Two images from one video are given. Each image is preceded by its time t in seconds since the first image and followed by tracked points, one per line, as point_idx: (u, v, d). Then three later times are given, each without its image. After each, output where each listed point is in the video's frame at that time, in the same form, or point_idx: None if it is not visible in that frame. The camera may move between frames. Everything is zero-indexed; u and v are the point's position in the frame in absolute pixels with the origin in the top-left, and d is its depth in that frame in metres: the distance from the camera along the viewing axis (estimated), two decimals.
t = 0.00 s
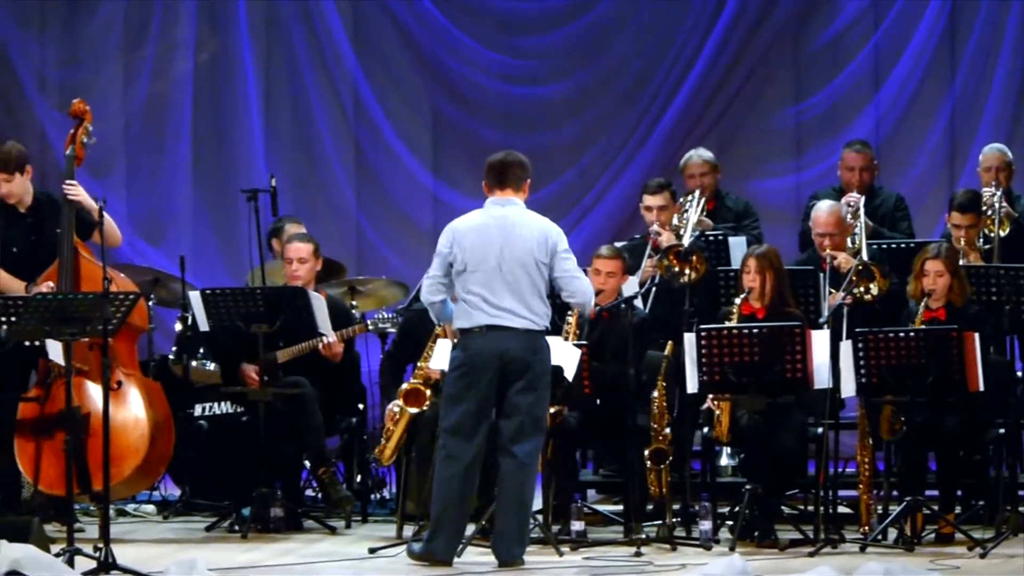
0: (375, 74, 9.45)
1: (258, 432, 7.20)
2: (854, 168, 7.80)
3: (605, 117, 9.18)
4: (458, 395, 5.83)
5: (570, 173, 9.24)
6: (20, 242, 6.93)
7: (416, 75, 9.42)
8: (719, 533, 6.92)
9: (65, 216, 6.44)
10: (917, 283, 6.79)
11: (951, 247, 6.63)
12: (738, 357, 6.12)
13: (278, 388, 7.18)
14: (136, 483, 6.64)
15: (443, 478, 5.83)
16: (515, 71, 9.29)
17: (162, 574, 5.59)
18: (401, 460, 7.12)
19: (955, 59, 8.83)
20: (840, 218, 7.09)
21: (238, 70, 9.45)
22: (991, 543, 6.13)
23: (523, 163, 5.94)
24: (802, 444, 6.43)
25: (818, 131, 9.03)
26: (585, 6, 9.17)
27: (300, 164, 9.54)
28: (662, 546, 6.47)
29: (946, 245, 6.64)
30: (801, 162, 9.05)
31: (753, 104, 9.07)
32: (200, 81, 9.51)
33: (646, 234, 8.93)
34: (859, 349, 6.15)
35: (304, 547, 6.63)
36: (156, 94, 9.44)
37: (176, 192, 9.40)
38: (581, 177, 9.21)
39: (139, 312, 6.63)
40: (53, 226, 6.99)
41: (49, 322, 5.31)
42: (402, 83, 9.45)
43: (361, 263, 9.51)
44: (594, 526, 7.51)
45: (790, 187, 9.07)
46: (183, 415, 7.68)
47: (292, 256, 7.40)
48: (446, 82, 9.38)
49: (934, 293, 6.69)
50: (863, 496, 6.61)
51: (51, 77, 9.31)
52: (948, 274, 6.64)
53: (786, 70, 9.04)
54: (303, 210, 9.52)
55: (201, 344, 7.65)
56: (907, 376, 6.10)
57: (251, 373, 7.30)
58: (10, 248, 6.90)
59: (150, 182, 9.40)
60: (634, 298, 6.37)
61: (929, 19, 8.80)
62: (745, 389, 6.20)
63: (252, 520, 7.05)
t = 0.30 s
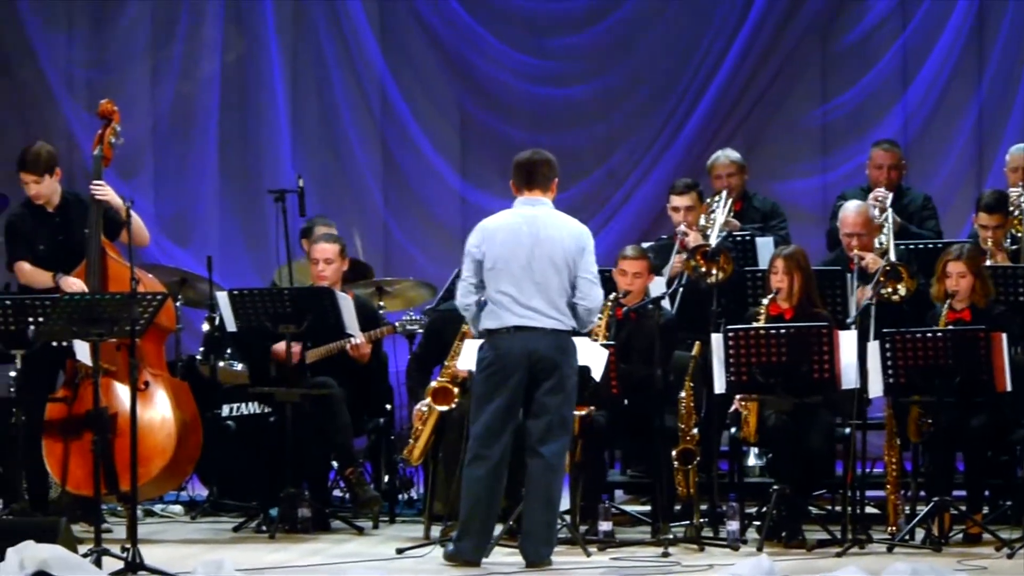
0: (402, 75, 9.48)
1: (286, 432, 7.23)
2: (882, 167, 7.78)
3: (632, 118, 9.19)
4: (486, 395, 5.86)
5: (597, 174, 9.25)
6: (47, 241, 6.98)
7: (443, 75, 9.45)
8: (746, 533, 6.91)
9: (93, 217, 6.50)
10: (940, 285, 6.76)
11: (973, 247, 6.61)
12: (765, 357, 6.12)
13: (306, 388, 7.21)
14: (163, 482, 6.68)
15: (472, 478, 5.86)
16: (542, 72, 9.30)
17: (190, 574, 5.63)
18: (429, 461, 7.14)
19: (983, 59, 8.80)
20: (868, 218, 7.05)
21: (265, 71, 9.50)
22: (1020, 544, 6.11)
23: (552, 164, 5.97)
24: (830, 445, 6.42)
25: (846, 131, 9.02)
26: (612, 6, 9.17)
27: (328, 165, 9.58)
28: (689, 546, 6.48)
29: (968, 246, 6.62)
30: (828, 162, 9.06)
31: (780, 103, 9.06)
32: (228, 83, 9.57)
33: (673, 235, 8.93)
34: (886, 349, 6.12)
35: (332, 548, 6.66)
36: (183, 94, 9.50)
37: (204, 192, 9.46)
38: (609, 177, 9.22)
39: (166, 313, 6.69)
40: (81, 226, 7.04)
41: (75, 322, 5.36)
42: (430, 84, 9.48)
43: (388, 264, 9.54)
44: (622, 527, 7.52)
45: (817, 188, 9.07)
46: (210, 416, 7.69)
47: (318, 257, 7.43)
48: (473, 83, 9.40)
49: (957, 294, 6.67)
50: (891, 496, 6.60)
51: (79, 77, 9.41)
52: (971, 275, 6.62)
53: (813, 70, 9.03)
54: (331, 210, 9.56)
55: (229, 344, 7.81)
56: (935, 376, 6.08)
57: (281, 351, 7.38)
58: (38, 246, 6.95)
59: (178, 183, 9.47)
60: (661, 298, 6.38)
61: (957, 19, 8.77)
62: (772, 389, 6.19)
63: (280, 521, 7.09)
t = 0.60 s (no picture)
0: (420, 74, 9.50)
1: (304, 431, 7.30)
2: (899, 166, 7.76)
3: (649, 117, 9.19)
4: (504, 394, 5.88)
5: (614, 173, 9.26)
6: (65, 241, 7.03)
7: (461, 75, 9.46)
8: (764, 533, 6.91)
9: (110, 215, 6.52)
10: (956, 282, 6.75)
11: (988, 245, 6.58)
12: (782, 356, 6.11)
13: (323, 387, 7.24)
14: (180, 481, 6.70)
15: (489, 477, 5.88)
16: (560, 71, 9.30)
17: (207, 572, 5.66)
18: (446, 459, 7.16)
19: (1000, 57, 8.78)
20: (885, 217, 7.07)
21: (283, 71, 9.53)
22: None
23: (567, 161, 5.99)
24: (848, 444, 6.41)
25: (863, 130, 9.00)
26: (629, 5, 9.17)
27: (346, 164, 9.61)
28: (706, 545, 6.48)
29: (982, 244, 6.59)
30: (845, 160, 9.04)
31: (797, 102, 9.06)
32: (245, 82, 9.61)
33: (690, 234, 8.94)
34: (903, 348, 6.11)
35: (350, 547, 6.68)
36: (201, 93, 9.55)
37: (222, 191, 9.51)
38: (626, 176, 9.23)
39: (183, 312, 6.73)
40: (99, 226, 7.08)
41: (92, 322, 5.38)
42: (448, 84, 9.49)
43: (406, 263, 9.57)
44: (639, 525, 7.53)
45: (835, 187, 9.06)
46: (226, 415, 7.66)
47: (336, 255, 7.44)
48: (491, 82, 9.41)
49: (973, 290, 6.65)
50: (908, 495, 6.58)
51: (96, 75, 9.56)
52: (985, 271, 6.60)
53: (831, 69, 9.01)
54: (348, 210, 9.60)
55: (246, 343, 7.77)
56: (952, 376, 6.06)
57: (296, 372, 7.44)
58: (56, 247, 7.00)
59: (195, 181, 9.53)
60: (679, 297, 6.37)
61: (975, 17, 8.75)
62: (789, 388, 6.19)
63: (297, 519, 7.11)
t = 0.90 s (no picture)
0: (439, 76, 9.52)
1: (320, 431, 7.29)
2: (916, 167, 7.75)
3: (667, 118, 9.20)
4: (520, 396, 5.90)
5: (633, 174, 9.27)
6: (85, 241, 7.05)
7: (480, 76, 9.47)
8: (782, 534, 6.91)
9: (130, 213, 6.56)
10: (980, 280, 6.74)
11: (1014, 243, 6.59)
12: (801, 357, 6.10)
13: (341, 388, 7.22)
14: (198, 483, 6.73)
15: (507, 478, 5.90)
16: (578, 72, 9.31)
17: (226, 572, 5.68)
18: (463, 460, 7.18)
19: (1019, 59, 8.76)
20: (904, 218, 7.03)
21: (302, 72, 9.57)
22: None
23: (578, 164, 6.01)
24: (865, 445, 6.40)
25: (882, 131, 8.99)
26: (648, 6, 9.18)
27: (364, 166, 9.64)
28: (725, 546, 6.48)
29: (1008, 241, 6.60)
30: (863, 163, 9.04)
31: (815, 103, 9.05)
32: (264, 84, 9.65)
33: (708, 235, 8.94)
34: (922, 349, 6.10)
35: (368, 547, 6.71)
36: (220, 94, 9.60)
37: (240, 192, 9.55)
38: (645, 178, 9.23)
39: (202, 313, 6.75)
40: (118, 227, 7.11)
41: (111, 322, 5.42)
42: (466, 85, 9.50)
43: (424, 263, 9.60)
44: (657, 526, 7.54)
45: (854, 188, 9.05)
46: (245, 417, 7.68)
47: (354, 257, 7.46)
48: (509, 83, 9.43)
49: (996, 288, 6.63)
50: (926, 496, 6.58)
51: (114, 77, 9.60)
52: (1011, 269, 6.59)
53: (849, 69, 9.00)
54: (367, 211, 9.63)
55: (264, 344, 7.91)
56: (970, 377, 6.08)
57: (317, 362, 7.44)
58: (76, 245, 7.02)
59: (213, 182, 9.58)
60: (697, 297, 6.37)
61: (994, 18, 8.73)
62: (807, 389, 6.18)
63: (316, 520, 7.13)
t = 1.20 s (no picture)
0: (453, 75, 9.53)
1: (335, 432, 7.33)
2: (931, 168, 7.73)
3: (681, 118, 9.20)
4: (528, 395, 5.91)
5: (648, 173, 9.27)
6: (98, 240, 7.08)
7: (494, 75, 9.48)
8: (796, 533, 6.91)
9: (144, 211, 6.59)
10: (1000, 277, 6.72)
11: None
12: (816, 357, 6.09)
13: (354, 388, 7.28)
14: (213, 482, 6.73)
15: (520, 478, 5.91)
16: (592, 71, 9.32)
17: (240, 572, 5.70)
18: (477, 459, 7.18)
19: None
20: (919, 217, 7.03)
21: (316, 72, 9.61)
22: None
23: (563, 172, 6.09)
24: (879, 443, 6.40)
25: (897, 130, 8.97)
26: (662, 5, 9.19)
27: (379, 165, 9.66)
28: (739, 545, 6.47)
29: None
30: (878, 161, 9.02)
31: (829, 102, 9.04)
32: (278, 83, 9.68)
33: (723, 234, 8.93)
34: (936, 348, 6.06)
35: (382, 547, 6.72)
36: (234, 93, 9.65)
37: (255, 191, 9.59)
38: (660, 177, 9.22)
39: (216, 312, 6.78)
40: (132, 226, 7.14)
41: (126, 322, 5.43)
42: (481, 84, 9.52)
43: (439, 262, 9.61)
44: (672, 526, 7.54)
45: (868, 187, 9.03)
46: (259, 416, 7.78)
47: (370, 256, 7.47)
48: (524, 82, 9.43)
49: (1016, 286, 6.61)
50: (941, 495, 6.57)
51: (129, 75, 9.64)
52: None
53: (863, 69, 8.99)
54: (382, 210, 9.65)
55: (278, 343, 7.78)
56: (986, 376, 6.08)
57: (331, 363, 7.42)
58: (88, 245, 7.05)
59: (228, 181, 9.62)
60: (711, 297, 6.37)
61: (1008, 17, 8.72)
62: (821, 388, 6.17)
63: (330, 519, 7.14)
